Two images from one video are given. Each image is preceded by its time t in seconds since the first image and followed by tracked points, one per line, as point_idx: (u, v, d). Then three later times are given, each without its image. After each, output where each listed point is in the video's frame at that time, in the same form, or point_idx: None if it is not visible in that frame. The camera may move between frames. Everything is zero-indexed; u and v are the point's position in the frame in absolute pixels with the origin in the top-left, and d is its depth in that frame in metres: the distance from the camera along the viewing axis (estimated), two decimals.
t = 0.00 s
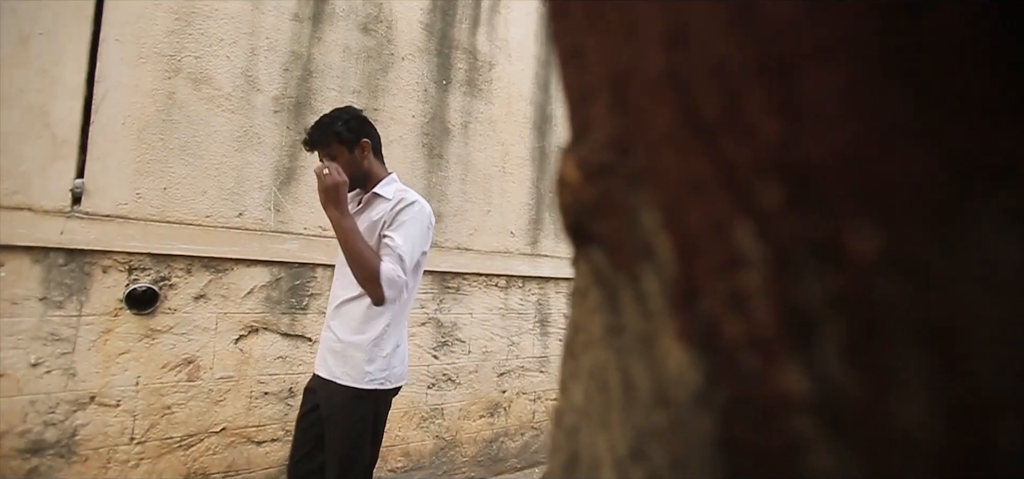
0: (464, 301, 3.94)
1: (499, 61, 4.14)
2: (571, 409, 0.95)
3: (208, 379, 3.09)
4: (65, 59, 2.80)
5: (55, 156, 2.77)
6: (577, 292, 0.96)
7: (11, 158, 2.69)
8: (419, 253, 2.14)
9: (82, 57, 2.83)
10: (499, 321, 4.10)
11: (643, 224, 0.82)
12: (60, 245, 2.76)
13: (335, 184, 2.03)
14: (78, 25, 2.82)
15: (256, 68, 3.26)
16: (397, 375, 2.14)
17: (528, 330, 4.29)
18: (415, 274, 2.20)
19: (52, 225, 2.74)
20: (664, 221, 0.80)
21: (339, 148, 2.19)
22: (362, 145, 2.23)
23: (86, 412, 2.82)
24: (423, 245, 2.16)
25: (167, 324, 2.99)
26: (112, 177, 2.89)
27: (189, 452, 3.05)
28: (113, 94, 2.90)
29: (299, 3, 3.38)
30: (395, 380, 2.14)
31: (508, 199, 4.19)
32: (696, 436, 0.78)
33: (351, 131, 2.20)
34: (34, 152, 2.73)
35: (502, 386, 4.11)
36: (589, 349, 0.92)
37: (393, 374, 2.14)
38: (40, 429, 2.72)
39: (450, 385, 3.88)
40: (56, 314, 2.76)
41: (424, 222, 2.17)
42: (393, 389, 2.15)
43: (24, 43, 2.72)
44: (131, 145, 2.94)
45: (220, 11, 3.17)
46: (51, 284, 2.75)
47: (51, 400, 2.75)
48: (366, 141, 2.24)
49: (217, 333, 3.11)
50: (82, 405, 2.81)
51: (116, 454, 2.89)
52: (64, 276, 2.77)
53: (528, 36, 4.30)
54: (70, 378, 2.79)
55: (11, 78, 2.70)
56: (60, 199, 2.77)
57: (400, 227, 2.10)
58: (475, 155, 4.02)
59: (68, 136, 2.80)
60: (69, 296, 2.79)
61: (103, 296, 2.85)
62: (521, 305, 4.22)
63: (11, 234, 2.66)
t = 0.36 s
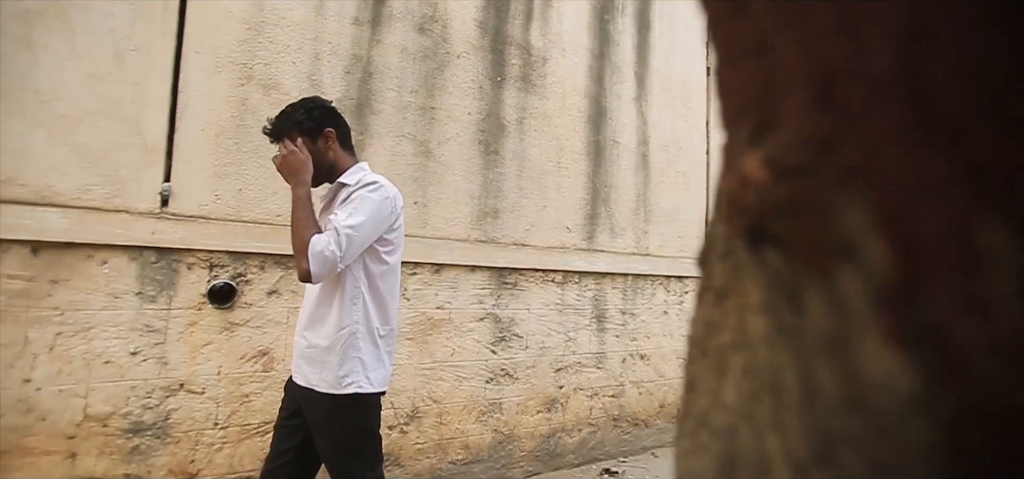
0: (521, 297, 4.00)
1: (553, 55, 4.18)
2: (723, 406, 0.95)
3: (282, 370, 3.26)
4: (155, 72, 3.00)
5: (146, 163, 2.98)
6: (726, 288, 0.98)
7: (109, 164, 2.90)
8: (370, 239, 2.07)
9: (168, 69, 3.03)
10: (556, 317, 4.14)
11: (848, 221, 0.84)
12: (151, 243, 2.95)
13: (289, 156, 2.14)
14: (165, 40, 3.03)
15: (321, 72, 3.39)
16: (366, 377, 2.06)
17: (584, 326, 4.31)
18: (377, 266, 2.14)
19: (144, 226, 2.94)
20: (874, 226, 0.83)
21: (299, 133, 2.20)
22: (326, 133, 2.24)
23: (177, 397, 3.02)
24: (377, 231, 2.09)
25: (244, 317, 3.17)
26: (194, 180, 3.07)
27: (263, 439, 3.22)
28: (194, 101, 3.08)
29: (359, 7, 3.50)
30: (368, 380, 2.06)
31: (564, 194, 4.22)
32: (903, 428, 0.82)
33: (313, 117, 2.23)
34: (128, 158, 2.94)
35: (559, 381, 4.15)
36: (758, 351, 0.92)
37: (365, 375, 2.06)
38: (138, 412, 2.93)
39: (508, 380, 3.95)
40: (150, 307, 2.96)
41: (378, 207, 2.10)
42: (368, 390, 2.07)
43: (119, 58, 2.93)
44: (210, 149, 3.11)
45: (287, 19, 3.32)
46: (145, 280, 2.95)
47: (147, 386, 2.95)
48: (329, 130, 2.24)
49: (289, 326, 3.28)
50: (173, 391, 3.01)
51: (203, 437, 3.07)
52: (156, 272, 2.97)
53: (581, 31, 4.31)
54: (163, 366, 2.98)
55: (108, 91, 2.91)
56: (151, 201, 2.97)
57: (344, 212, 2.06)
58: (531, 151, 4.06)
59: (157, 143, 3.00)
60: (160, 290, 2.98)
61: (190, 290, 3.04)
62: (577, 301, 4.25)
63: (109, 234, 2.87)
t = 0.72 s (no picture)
0: (599, 294, 4.01)
1: (627, 48, 4.14)
2: (960, 422, 0.79)
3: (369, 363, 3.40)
4: (253, 85, 3.22)
5: (247, 169, 3.20)
6: (946, 287, 0.82)
7: (218, 172, 3.14)
8: (346, 218, 2.06)
9: (264, 81, 3.24)
10: (634, 314, 4.12)
11: None
12: (253, 244, 3.18)
13: (268, 136, 2.13)
14: (259, 53, 3.23)
15: (400, 77, 3.51)
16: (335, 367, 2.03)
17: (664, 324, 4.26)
18: (356, 247, 2.12)
19: (247, 228, 3.17)
20: None
21: (282, 115, 2.19)
22: (306, 117, 2.22)
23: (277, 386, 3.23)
24: (353, 211, 2.08)
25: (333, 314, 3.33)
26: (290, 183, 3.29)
27: (354, 429, 3.37)
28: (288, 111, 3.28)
29: (435, 11, 3.60)
30: (340, 365, 2.04)
31: (641, 189, 4.18)
32: None
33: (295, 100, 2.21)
34: (233, 166, 3.18)
35: (637, 381, 4.13)
36: (1003, 360, 0.78)
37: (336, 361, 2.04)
38: (246, 399, 3.17)
39: (586, 378, 3.96)
40: (252, 303, 3.18)
41: (356, 187, 2.10)
42: (339, 375, 2.04)
43: (224, 75, 3.16)
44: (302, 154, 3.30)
45: (369, 26, 3.46)
46: (249, 277, 3.18)
47: (252, 375, 3.19)
48: (310, 115, 2.22)
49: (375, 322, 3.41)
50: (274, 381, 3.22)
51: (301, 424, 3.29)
52: (256, 270, 3.19)
53: (656, 22, 4.26)
54: (265, 356, 3.21)
55: (216, 105, 3.15)
56: (254, 205, 3.21)
57: (321, 190, 2.07)
58: (606, 146, 4.06)
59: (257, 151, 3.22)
60: (262, 287, 3.20)
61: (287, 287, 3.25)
62: (656, 298, 4.21)
63: (219, 235, 3.11)
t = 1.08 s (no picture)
0: (689, 297, 3.92)
1: (715, 42, 4.04)
2: None
3: (459, 364, 3.49)
4: (350, 96, 3.38)
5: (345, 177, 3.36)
6: None
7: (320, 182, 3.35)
8: (329, 236, 1.94)
9: (359, 92, 3.39)
10: (727, 318, 4.00)
11: None
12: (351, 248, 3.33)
13: (265, 161, 2.00)
14: (354, 66, 3.39)
15: (486, 82, 3.58)
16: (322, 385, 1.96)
17: (759, 329, 4.11)
18: (344, 262, 1.99)
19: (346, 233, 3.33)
20: None
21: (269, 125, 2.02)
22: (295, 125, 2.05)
23: (374, 384, 3.37)
24: (337, 228, 1.95)
25: (425, 315, 3.44)
26: (385, 189, 3.41)
27: (445, 427, 3.48)
28: (382, 120, 3.41)
29: (518, 15, 3.65)
30: (329, 382, 1.97)
31: (732, 187, 4.05)
32: None
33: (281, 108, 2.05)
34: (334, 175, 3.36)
35: (730, 388, 4.00)
36: None
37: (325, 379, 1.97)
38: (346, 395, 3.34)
39: (676, 384, 3.88)
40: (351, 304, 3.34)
41: (340, 202, 1.96)
42: (324, 393, 1.96)
43: (325, 90, 3.36)
44: (394, 161, 3.43)
45: (456, 34, 3.55)
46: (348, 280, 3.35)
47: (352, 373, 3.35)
48: (298, 122, 2.06)
49: (465, 324, 3.50)
50: (371, 379, 3.36)
51: (396, 421, 3.41)
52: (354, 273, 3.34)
53: (745, 14, 4.12)
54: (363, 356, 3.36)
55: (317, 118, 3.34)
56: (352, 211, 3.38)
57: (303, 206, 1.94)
58: (694, 143, 3.97)
59: (354, 160, 3.37)
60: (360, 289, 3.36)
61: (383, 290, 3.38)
62: (750, 302, 4.07)
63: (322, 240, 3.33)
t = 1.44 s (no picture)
0: (794, 297, 3.74)
1: (822, 24, 3.82)
2: None
3: (553, 361, 3.51)
4: (446, 98, 3.47)
5: (442, 177, 3.45)
6: None
7: (418, 182, 3.44)
8: (282, 207, 2.04)
9: (454, 93, 3.48)
10: (837, 321, 3.79)
11: None
12: (448, 245, 3.42)
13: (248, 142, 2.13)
14: (448, 68, 3.48)
15: (578, 79, 3.57)
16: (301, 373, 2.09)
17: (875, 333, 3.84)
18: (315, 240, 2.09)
19: (443, 230, 3.42)
20: None
21: (260, 117, 2.20)
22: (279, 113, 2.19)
23: (470, 378, 3.45)
24: (292, 201, 2.04)
25: (519, 311, 3.48)
26: (480, 188, 3.47)
27: (538, 423, 3.50)
28: (476, 119, 3.48)
29: (609, 9, 3.61)
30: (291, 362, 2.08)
31: (843, 179, 3.82)
32: None
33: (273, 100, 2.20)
34: (431, 175, 3.45)
35: (841, 396, 3.78)
36: None
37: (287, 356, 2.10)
38: (444, 388, 3.44)
39: (779, 389, 3.72)
40: (449, 300, 3.43)
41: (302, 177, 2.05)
42: (291, 364, 2.05)
43: (421, 93, 3.46)
44: (488, 160, 3.49)
45: (546, 32, 3.56)
46: (445, 276, 3.43)
47: (449, 366, 3.44)
48: (283, 111, 2.19)
49: (558, 321, 3.51)
50: (467, 373, 3.45)
51: (492, 415, 3.47)
52: (450, 269, 3.44)
53: None
54: (459, 350, 3.44)
55: (415, 121, 3.45)
56: (449, 210, 3.44)
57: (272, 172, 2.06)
58: (797, 133, 3.77)
59: (449, 160, 3.46)
60: (456, 285, 3.44)
61: (478, 286, 3.45)
62: (864, 303, 3.82)
63: (420, 238, 3.41)
